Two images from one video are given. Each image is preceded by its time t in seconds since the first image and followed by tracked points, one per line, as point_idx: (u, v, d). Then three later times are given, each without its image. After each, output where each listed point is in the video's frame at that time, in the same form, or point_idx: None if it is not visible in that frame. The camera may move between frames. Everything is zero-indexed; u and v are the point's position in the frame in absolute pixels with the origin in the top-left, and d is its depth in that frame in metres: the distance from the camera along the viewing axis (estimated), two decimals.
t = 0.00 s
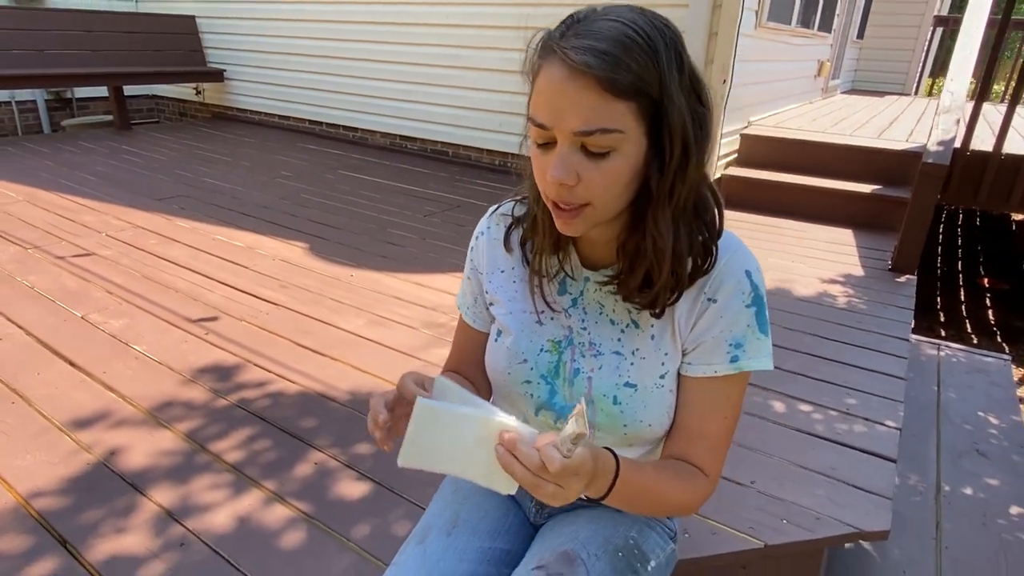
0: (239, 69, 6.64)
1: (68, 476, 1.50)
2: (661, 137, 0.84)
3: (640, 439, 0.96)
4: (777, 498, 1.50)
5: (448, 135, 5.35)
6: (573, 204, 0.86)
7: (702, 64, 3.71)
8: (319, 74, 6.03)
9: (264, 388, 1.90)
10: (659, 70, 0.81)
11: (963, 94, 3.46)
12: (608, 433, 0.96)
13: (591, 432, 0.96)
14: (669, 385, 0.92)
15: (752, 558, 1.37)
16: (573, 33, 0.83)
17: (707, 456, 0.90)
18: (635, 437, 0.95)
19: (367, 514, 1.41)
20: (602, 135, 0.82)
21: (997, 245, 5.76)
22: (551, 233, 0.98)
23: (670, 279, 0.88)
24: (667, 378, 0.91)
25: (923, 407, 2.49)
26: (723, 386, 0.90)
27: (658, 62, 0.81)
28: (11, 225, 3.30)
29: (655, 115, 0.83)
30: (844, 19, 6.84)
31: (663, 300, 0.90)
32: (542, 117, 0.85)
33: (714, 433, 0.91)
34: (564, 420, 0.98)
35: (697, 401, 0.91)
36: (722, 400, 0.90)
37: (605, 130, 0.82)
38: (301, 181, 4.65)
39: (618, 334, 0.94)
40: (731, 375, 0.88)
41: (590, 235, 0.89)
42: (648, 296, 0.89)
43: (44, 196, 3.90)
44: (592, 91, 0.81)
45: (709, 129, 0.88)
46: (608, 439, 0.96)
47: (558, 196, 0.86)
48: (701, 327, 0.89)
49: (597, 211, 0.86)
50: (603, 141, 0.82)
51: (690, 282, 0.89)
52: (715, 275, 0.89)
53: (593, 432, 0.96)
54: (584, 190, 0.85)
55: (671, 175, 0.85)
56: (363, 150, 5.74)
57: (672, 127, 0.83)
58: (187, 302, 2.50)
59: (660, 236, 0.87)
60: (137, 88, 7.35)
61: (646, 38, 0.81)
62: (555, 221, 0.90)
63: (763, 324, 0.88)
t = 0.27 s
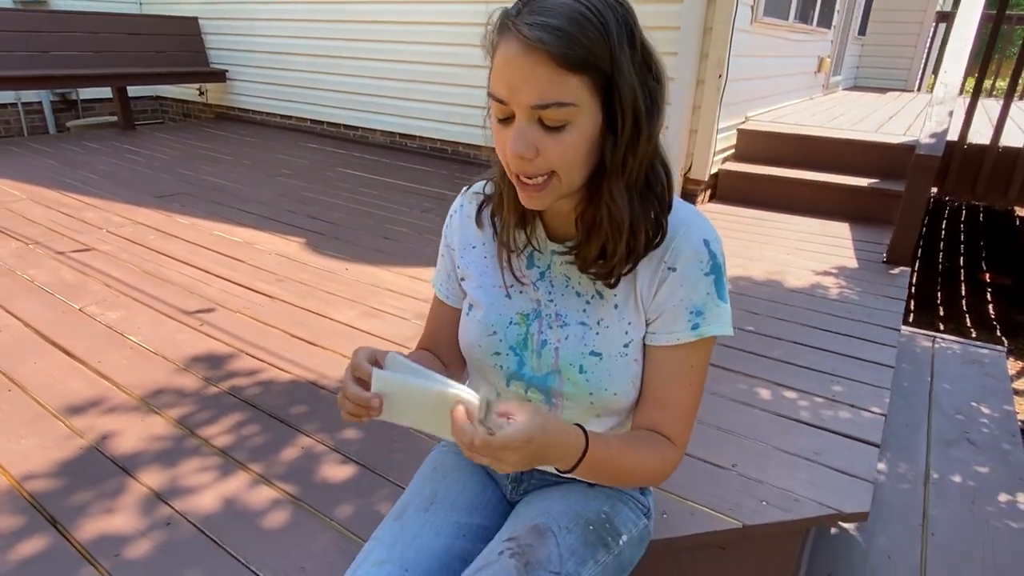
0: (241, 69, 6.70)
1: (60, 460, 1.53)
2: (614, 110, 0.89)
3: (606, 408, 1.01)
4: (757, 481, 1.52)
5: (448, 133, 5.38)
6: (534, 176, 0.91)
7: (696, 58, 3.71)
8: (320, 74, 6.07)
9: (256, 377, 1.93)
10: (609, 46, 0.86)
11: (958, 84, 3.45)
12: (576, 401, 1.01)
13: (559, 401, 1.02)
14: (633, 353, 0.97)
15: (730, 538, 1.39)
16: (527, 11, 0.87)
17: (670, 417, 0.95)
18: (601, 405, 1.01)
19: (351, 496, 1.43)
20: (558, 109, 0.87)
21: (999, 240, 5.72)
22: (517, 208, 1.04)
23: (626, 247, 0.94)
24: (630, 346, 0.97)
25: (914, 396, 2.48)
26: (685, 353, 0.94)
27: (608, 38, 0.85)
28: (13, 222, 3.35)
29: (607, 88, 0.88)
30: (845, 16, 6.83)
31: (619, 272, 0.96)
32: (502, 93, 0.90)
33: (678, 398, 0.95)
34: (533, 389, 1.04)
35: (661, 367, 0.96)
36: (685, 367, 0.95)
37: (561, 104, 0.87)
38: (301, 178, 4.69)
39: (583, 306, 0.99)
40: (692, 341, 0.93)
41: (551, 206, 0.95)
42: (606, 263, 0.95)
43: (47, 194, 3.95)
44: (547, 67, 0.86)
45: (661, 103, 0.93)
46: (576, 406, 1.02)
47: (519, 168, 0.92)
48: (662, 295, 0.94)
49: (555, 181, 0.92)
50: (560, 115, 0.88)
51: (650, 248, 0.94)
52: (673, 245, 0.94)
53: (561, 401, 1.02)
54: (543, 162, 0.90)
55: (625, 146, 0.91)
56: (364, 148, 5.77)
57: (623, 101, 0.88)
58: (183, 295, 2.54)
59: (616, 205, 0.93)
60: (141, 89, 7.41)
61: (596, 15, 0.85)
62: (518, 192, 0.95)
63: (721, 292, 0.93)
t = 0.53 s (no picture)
0: (244, 72, 6.74)
1: (52, 455, 1.55)
2: (589, 94, 0.90)
3: (585, 392, 1.01)
4: (746, 476, 1.52)
5: (448, 134, 5.39)
6: (510, 157, 0.92)
7: (694, 57, 3.70)
8: (321, 76, 6.10)
9: (248, 374, 1.94)
10: (586, 30, 0.87)
11: (954, 82, 3.44)
12: (554, 385, 1.01)
13: (540, 385, 1.02)
14: (610, 336, 0.98)
15: (718, 532, 1.38)
16: None
17: (645, 397, 0.94)
18: (581, 389, 1.01)
19: (339, 491, 1.44)
20: (535, 91, 0.88)
21: (1003, 238, 5.67)
22: (497, 195, 1.05)
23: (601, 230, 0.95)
24: (608, 328, 0.97)
25: (912, 392, 2.43)
26: (661, 334, 0.94)
27: (585, 23, 0.86)
28: (15, 224, 3.38)
29: (583, 73, 0.88)
30: (846, 15, 6.81)
31: (592, 255, 0.97)
32: (480, 74, 0.91)
33: (656, 380, 0.95)
34: (514, 374, 1.03)
35: (637, 349, 0.96)
36: (660, 349, 0.95)
37: (538, 86, 0.88)
38: (301, 179, 4.71)
39: (562, 290, 1.00)
40: (665, 321, 0.93)
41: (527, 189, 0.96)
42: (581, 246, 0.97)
43: (50, 196, 3.99)
44: (524, 49, 0.86)
45: (636, 90, 0.94)
46: (556, 392, 1.02)
47: (496, 150, 0.93)
48: (637, 276, 0.96)
49: (531, 163, 0.93)
50: (536, 97, 0.89)
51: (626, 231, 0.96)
52: (647, 228, 0.96)
53: (541, 385, 1.02)
54: (519, 144, 0.91)
55: (599, 132, 0.92)
56: (365, 150, 5.79)
57: (599, 86, 0.89)
58: (180, 294, 2.55)
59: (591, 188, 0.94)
60: (145, 94, 7.47)
61: None
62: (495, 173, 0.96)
63: (695, 272, 0.95)
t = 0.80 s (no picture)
0: (248, 81, 6.79)
1: (54, 463, 1.56)
2: (589, 103, 0.92)
3: (576, 393, 1.02)
4: (744, 482, 1.52)
5: (450, 141, 5.42)
6: (509, 158, 0.94)
7: (694, 63, 3.71)
8: (324, 84, 6.14)
9: (249, 382, 1.95)
10: (589, 40, 0.89)
11: (954, 86, 3.44)
12: (546, 386, 1.02)
13: (532, 386, 1.03)
14: (600, 337, 0.99)
15: (715, 539, 1.39)
16: None
17: (635, 398, 0.96)
18: (571, 390, 1.02)
19: (337, 498, 1.45)
20: (537, 95, 0.89)
21: (1008, 242, 5.64)
22: (492, 195, 1.07)
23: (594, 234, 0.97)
24: (597, 330, 0.99)
25: (914, 398, 2.39)
26: (649, 336, 0.96)
27: (588, 34, 0.88)
28: (21, 233, 3.41)
29: (585, 80, 0.90)
30: (848, 20, 6.81)
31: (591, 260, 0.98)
32: (484, 75, 0.92)
33: (646, 382, 0.96)
34: (507, 375, 1.05)
35: (627, 351, 0.97)
36: (650, 350, 0.96)
37: (539, 91, 0.89)
38: (304, 187, 4.74)
39: (552, 292, 1.01)
40: (655, 322, 0.95)
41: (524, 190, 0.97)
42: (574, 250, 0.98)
43: (56, 205, 4.02)
44: (529, 53, 0.88)
45: (632, 99, 0.96)
46: (549, 393, 1.03)
47: (496, 150, 0.94)
48: (625, 278, 0.97)
49: (530, 166, 0.94)
50: (538, 101, 0.90)
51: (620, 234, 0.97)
52: (635, 229, 0.98)
53: (533, 386, 1.03)
54: (519, 146, 0.92)
55: (597, 138, 0.93)
56: (368, 158, 5.82)
57: (598, 93, 0.91)
58: (183, 302, 2.57)
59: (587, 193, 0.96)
60: (151, 103, 7.53)
61: (578, 10, 0.88)
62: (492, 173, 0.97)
63: (681, 274, 0.96)
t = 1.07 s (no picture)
0: (254, 91, 6.84)
1: (59, 473, 1.57)
2: (586, 97, 0.94)
3: (575, 398, 1.03)
4: (749, 492, 1.51)
5: (454, 150, 5.44)
6: (498, 130, 0.93)
7: (696, 71, 3.74)
8: (329, 94, 6.18)
9: (252, 391, 1.96)
10: (594, 39, 0.93)
11: (958, 92, 3.47)
12: (545, 392, 1.03)
13: (531, 392, 1.04)
14: (599, 342, 0.99)
15: (719, 550, 1.38)
16: None
17: (635, 405, 0.96)
18: (571, 396, 1.03)
19: (339, 508, 1.46)
20: (536, 73, 0.91)
21: (1015, 248, 5.60)
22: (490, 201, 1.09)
23: (585, 227, 0.97)
24: (595, 335, 0.99)
25: (920, 407, 2.37)
26: (648, 342, 0.96)
27: (594, 35, 0.93)
28: (28, 243, 3.44)
29: (585, 73, 0.93)
30: (851, 27, 6.82)
31: (590, 268, 0.98)
32: (489, 54, 0.95)
33: (646, 389, 0.97)
34: (507, 382, 1.05)
35: (627, 358, 0.98)
36: (648, 355, 0.96)
37: (536, 69, 0.91)
38: (309, 197, 4.76)
39: (549, 297, 1.02)
40: (655, 328, 0.95)
41: (509, 169, 0.96)
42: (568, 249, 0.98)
43: (63, 215, 4.06)
44: (535, 35, 0.91)
45: (633, 115, 0.99)
46: (548, 399, 1.04)
47: (487, 122, 0.94)
48: (621, 284, 0.97)
49: (519, 143, 0.93)
50: (534, 79, 0.91)
51: (617, 237, 0.97)
52: (632, 234, 0.98)
53: (532, 393, 1.04)
54: (510, 119, 0.92)
55: (592, 130, 0.95)
56: (372, 166, 5.85)
57: (598, 90, 0.93)
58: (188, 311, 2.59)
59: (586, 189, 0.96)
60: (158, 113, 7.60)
61: (588, 15, 0.94)
62: (482, 152, 0.97)
63: (678, 278, 0.96)
